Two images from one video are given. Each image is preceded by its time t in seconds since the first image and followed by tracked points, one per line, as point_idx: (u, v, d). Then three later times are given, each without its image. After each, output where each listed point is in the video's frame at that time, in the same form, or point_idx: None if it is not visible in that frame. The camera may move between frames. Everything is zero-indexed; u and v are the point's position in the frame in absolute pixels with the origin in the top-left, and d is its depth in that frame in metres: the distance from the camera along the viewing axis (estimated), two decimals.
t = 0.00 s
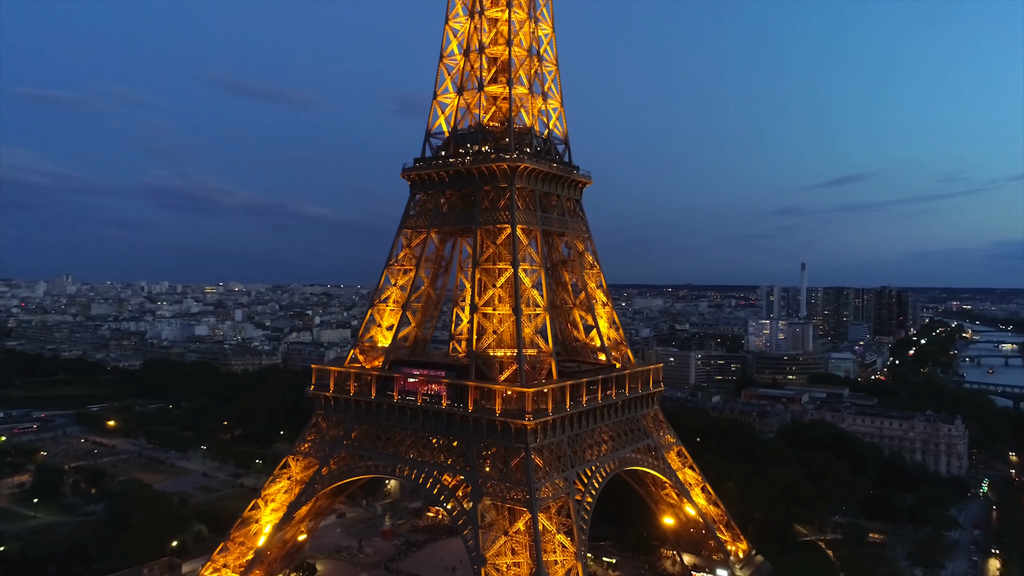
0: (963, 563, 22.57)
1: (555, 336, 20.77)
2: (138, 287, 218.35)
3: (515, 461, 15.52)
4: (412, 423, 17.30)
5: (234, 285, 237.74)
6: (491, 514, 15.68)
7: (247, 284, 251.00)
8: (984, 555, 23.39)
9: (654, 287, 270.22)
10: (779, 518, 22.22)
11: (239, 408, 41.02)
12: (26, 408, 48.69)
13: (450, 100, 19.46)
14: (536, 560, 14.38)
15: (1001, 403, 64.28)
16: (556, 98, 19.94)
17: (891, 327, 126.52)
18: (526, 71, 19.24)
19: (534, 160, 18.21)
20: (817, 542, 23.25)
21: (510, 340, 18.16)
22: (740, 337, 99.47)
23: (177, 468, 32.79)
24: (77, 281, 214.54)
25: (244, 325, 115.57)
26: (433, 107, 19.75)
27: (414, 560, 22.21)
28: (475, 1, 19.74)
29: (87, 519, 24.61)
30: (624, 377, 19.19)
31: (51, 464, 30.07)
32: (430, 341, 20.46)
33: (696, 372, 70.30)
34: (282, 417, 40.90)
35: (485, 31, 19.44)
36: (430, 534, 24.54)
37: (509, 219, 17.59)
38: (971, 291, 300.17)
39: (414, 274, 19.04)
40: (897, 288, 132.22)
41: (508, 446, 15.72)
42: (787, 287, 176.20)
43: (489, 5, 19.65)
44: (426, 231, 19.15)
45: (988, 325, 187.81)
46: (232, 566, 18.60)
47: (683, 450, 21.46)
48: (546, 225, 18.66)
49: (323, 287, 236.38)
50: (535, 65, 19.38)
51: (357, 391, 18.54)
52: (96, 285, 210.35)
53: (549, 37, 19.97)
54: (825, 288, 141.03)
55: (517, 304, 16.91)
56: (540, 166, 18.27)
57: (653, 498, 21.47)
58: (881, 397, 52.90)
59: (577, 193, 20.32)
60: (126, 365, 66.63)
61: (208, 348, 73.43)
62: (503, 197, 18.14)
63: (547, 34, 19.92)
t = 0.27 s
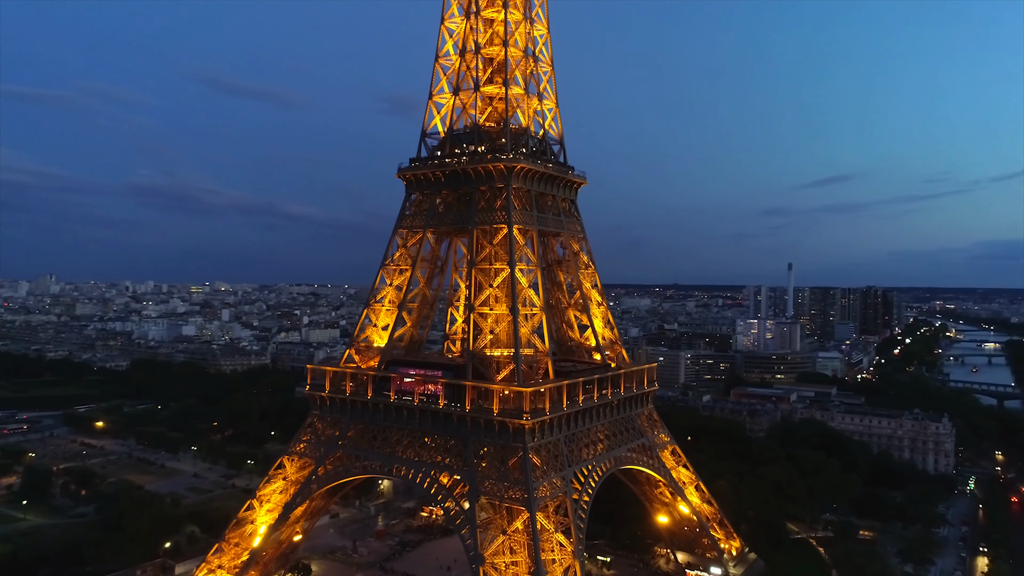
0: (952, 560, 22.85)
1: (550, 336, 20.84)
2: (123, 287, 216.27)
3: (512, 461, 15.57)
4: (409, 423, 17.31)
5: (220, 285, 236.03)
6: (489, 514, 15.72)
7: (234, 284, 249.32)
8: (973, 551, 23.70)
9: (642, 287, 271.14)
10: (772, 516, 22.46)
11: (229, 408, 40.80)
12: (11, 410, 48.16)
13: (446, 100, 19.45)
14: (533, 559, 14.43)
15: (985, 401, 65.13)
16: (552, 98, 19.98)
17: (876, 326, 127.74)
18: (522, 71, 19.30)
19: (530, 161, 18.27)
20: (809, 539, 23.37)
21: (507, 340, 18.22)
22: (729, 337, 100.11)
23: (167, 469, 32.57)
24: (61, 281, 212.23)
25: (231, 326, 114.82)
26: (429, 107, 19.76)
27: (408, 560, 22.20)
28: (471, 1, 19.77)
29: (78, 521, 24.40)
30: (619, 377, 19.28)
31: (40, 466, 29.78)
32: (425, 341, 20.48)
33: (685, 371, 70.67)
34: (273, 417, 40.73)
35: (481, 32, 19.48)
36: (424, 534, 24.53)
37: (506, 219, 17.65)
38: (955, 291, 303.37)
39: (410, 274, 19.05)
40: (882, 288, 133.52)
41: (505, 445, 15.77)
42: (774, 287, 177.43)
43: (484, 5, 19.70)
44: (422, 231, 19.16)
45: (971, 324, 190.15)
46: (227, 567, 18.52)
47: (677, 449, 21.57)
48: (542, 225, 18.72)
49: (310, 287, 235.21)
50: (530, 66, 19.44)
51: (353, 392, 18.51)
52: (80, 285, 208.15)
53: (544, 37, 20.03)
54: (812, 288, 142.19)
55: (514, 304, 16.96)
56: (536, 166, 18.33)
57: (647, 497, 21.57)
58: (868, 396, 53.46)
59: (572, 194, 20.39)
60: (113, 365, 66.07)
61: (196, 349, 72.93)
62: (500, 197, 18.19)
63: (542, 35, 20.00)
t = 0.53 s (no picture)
0: (942, 556, 23.14)
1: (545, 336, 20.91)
2: (109, 287, 214.19)
3: (511, 460, 15.62)
4: (406, 423, 17.31)
5: (207, 285, 234.22)
6: (487, 513, 15.77)
7: (221, 284, 247.55)
8: (962, 548, 24.00)
9: (631, 287, 271.86)
10: (765, 515, 22.65)
11: (220, 409, 40.59)
12: None
13: (443, 100, 19.48)
14: (533, 558, 14.49)
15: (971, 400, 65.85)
16: (548, 99, 20.04)
17: (863, 326, 128.75)
18: (519, 72, 19.36)
19: (527, 161, 18.33)
20: (801, 537, 23.50)
21: (504, 340, 18.27)
22: (718, 337, 100.59)
23: (158, 470, 32.35)
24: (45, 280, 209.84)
25: (219, 326, 114.02)
26: (425, 107, 19.77)
27: (404, 560, 22.21)
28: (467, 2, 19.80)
29: (69, 523, 24.19)
30: (615, 376, 19.39)
31: (29, 467, 29.47)
32: (421, 341, 20.47)
33: (675, 371, 70.97)
34: (265, 417, 40.55)
35: (477, 32, 19.52)
36: (419, 534, 24.54)
37: (503, 220, 17.71)
38: (939, 290, 306.45)
39: (407, 274, 19.04)
40: (869, 288, 134.71)
41: (504, 445, 15.82)
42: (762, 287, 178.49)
43: (481, 6, 19.74)
44: (418, 231, 19.17)
45: (955, 323, 192.15)
46: (222, 568, 18.41)
47: (672, 448, 21.70)
48: (539, 225, 18.78)
49: (298, 287, 233.97)
50: (527, 66, 19.50)
51: (349, 392, 18.48)
52: (64, 284, 205.91)
53: (540, 38, 20.10)
54: (799, 288, 143.15)
55: (511, 304, 17.02)
56: (533, 166, 18.40)
57: (642, 496, 21.73)
58: (856, 395, 53.93)
59: (568, 194, 20.48)
60: (100, 366, 65.52)
61: (184, 349, 72.39)
62: (497, 197, 18.24)
63: (538, 36, 20.06)
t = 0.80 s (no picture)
0: (932, 553, 23.43)
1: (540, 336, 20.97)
2: (93, 287, 212.16)
3: (508, 460, 15.69)
4: (403, 423, 17.33)
5: (193, 284, 232.31)
6: (485, 512, 15.80)
7: (207, 284, 245.78)
8: (951, 545, 24.30)
9: (619, 287, 272.73)
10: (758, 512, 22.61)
11: (210, 409, 40.37)
12: None
13: (439, 100, 19.49)
14: (531, 557, 14.54)
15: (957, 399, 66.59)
16: (543, 100, 20.09)
17: (850, 325, 129.85)
18: (514, 72, 19.40)
19: (523, 161, 18.38)
20: (793, 536, 23.73)
21: (500, 340, 18.31)
22: (706, 336, 101.07)
23: (148, 471, 32.14)
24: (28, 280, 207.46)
25: (206, 326, 113.18)
26: (421, 107, 19.78)
27: (399, 560, 22.21)
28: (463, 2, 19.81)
29: (59, 525, 23.99)
30: (610, 376, 19.48)
31: (17, 469, 29.18)
32: (417, 342, 20.46)
33: (665, 370, 71.29)
34: (255, 418, 40.37)
35: (473, 32, 19.54)
36: (414, 534, 24.54)
37: (500, 220, 17.76)
38: (924, 290, 309.65)
39: (403, 274, 19.03)
40: (855, 288, 135.93)
41: (501, 444, 15.88)
42: (750, 287, 179.62)
43: (477, 6, 19.76)
44: (414, 231, 19.16)
45: (939, 322, 194.07)
46: (217, 569, 18.37)
47: (666, 447, 21.82)
48: (534, 225, 18.85)
49: (286, 287, 232.76)
50: (522, 67, 19.55)
51: (345, 392, 18.47)
52: (48, 284, 203.67)
53: (535, 39, 20.14)
54: (787, 287, 144.16)
55: (508, 304, 17.06)
56: (529, 167, 18.46)
57: (636, 495, 21.86)
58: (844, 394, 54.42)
59: (563, 194, 20.55)
60: (87, 367, 64.93)
61: (172, 349, 71.85)
62: (494, 198, 18.30)
63: (533, 36, 20.11)
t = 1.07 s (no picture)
0: (920, 550, 23.76)
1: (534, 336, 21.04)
2: (75, 286, 209.58)
3: (505, 459, 15.73)
4: (399, 423, 17.33)
5: (177, 284, 230.18)
6: (481, 512, 15.83)
7: (191, 283, 243.62)
8: (938, 542, 24.65)
9: (606, 287, 273.45)
10: (750, 510, 22.96)
11: (199, 410, 40.08)
12: None
13: (433, 100, 19.51)
14: (528, 556, 14.59)
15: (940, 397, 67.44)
16: (537, 100, 20.16)
17: (834, 325, 131.08)
18: (508, 73, 19.45)
19: (518, 161, 18.44)
20: (783, 533, 24.02)
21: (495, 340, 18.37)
22: (693, 335, 101.63)
23: (137, 473, 31.88)
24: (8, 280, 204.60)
25: (191, 326, 112.12)
26: (415, 107, 19.79)
27: (392, 560, 22.20)
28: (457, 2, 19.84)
29: (47, 527, 23.76)
30: (604, 375, 19.59)
31: (3, 471, 28.83)
32: (411, 341, 20.46)
33: (653, 370, 71.61)
34: (244, 418, 40.14)
35: (467, 33, 19.58)
36: (406, 534, 24.54)
37: (495, 220, 17.81)
38: (906, 289, 313.10)
39: (397, 274, 19.03)
40: (839, 288, 137.22)
41: (498, 444, 15.92)
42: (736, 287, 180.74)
43: (471, 7, 19.80)
44: (408, 231, 19.17)
45: (922, 322, 196.28)
46: (210, 571, 18.29)
47: (659, 446, 21.97)
48: (529, 225, 18.92)
49: (271, 287, 231.18)
50: (517, 67, 19.61)
51: (340, 392, 18.46)
52: (29, 284, 200.98)
53: (529, 39, 20.21)
54: (772, 287, 145.23)
55: (504, 303, 17.13)
56: (524, 167, 18.53)
57: (629, 493, 22.00)
58: (830, 393, 54.94)
59: (557, 195, 20.63)
60: (71, 367, 64.24)
61: (158, 349, 71.20)
62: (489, 198, 18.34)
63: (527, 37, 20.17)
